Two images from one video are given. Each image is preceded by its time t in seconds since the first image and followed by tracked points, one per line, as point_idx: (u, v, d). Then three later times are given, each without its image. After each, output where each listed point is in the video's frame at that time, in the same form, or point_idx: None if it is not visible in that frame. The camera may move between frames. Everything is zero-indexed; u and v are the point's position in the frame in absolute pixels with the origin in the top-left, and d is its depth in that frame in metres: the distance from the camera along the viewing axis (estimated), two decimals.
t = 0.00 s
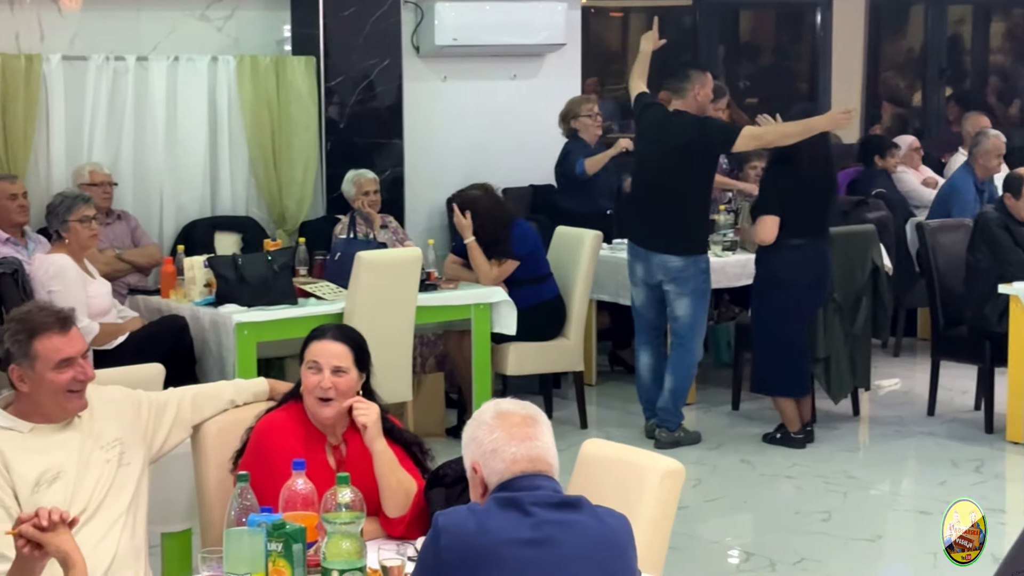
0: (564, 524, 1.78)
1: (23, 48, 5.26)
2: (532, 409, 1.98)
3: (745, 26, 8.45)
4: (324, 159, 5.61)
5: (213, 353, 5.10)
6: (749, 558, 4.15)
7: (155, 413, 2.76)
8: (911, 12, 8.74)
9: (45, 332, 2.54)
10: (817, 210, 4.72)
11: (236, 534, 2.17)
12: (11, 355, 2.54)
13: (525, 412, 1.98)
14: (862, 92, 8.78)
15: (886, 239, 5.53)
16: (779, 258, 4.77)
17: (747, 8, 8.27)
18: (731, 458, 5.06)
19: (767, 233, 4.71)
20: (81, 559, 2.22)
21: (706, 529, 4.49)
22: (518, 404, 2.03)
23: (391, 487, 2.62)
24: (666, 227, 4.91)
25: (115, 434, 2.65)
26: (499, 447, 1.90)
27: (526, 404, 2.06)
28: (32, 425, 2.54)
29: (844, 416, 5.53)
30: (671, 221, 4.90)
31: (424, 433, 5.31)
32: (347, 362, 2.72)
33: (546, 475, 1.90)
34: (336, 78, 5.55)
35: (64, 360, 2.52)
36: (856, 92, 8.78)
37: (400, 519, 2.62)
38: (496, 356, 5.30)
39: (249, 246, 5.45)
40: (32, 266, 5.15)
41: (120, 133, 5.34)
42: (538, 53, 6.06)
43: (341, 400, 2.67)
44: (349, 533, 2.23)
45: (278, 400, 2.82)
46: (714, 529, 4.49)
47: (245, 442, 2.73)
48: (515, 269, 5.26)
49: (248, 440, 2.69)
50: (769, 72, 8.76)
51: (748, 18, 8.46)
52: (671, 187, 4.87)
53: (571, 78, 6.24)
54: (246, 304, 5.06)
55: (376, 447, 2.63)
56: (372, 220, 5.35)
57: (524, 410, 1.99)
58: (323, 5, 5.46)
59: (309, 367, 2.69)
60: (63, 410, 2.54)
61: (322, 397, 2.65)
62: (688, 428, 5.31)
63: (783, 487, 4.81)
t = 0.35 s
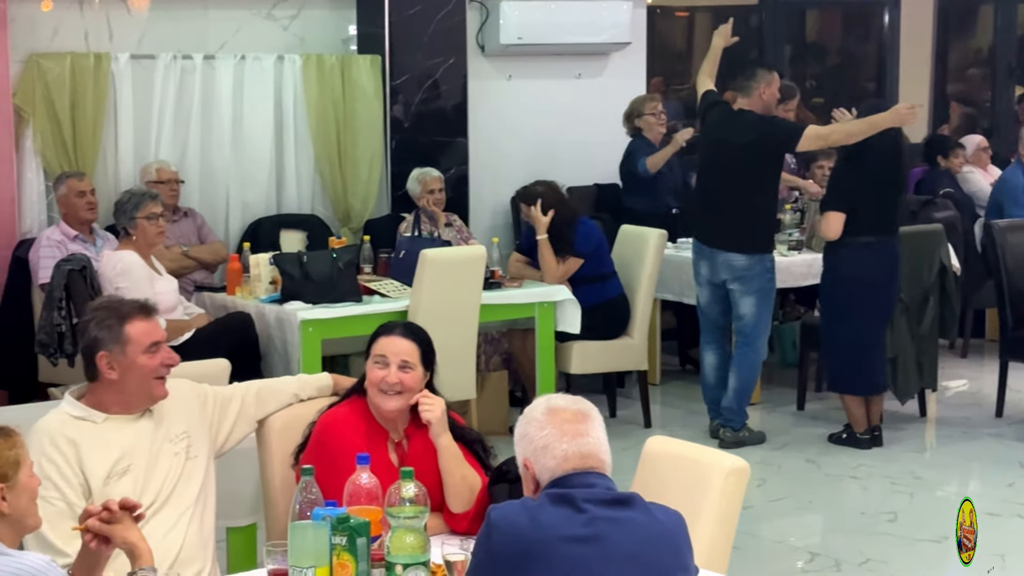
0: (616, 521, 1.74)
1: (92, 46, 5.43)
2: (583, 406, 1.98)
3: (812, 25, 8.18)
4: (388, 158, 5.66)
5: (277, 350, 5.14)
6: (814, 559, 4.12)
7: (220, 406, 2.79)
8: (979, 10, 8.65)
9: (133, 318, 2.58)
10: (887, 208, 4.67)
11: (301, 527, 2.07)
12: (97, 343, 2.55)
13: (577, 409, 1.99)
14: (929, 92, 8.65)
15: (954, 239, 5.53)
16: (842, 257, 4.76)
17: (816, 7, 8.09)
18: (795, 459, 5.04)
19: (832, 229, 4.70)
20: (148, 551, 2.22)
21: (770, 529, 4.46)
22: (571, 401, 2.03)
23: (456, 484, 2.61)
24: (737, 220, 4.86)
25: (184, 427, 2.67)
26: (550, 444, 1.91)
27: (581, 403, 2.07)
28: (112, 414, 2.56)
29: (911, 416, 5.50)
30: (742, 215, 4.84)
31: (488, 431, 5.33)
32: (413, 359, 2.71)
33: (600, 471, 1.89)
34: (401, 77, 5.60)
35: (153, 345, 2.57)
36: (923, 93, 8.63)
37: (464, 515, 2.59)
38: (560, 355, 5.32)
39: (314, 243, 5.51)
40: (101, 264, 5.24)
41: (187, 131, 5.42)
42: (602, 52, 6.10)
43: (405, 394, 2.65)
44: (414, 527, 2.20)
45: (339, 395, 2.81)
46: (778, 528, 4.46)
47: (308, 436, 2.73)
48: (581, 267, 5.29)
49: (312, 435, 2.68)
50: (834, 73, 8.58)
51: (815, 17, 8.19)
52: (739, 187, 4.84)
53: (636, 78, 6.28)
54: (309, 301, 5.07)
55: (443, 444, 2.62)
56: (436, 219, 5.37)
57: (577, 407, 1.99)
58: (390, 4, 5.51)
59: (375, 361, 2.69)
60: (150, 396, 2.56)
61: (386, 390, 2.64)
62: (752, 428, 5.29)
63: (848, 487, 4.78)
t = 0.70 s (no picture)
0: (683, 519, 1.76)
1: (165, 45, 5.58)
2: (650, 402, 1.97)
3: (885, 25, 7.86)
4: (459, 157, 5.84)
5: (348, 347, 5.18)
6: (887, 560, 4.10)
7: (304, 406, 2.85)
8: None
9: (248, 313, 2.61)
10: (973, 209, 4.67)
11: (375, 522, 2.16)
12: (212, 337, 2.57)
13: (643, 404, 1.98)
14: (1005, 92, 8.52)
15: None
16: (928, 258, 4.76)
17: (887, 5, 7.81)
18: (867, 460, 5.02)
19: (920, 231, 4.69)
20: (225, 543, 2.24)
21: (842, 529, 4.45)
22: (640, 396, 2.03)
23: (526, 481, 2.65)
24: (808, 208, 4.85)
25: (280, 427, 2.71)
26: (617, 441, 1.91)
27: (648, 398, 2.06)
28: (223, 408, 2.59)
29: (985, 418, 5.48)
30: (809, 203, 4.85)
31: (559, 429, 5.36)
32: (483, 354, 2.75)
33: (666, 470, 1.89)
34: (473, 76, 5.77)
35: (267, 341, 2.59)
36: (999, 91, 8.50)
37: (535, 512, 2.63)
38: (631, 354, 5.37)
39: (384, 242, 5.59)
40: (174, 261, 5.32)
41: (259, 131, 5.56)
42: (674, 52, 6.29)
43: (476, 391, 2.70)
44: (484, 525, 2.23)
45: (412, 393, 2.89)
46: (850, 529, 4.44)
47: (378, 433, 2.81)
48: (651, 267, 5.32)
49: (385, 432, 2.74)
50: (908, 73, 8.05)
51: (887, 16, 7.88)
52: (800, 181, 4.87)
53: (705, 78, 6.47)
54: (381, 300, 5.11)
55: (513, 442, 2.66)
56: (507, 218, 5.45)
57: (643, 403, 1.99)
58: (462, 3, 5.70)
59: (446, 357, 2.74)
60: (260, 392, 2.59)
61: (457, 387, 2.69)
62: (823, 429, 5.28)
63: (920, 488, 4.76)
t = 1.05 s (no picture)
0: (750, 519, 1.77)
1: (234, 45, 5.75)
2: (715, 401, 1.97)
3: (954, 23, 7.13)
4: (525, 156, 5.97)
5: (414, 345, 5.21)
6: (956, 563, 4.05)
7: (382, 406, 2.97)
8: None
9: (362, 309, 2.67)
10: None
11: (443, 521, 2.18)
12: (329, 335, 2.63)
13: (708, 403, 1.97)
14: None
15: None
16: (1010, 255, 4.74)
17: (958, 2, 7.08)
18: (935, 462, 4.99)
19: (1006, 231, 4.66)
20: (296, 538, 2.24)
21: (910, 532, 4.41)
22: (704, 394, 2.02)
23: (593, 480, 2.71)
24: (864, 205, 4.88)
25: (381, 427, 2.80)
26: (682, 441, 1.91)
27: (711, 394, 2.05)
28: (343, 404, 2.66)
29: None
30: (866, 201, 4.88)
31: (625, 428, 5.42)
32: (547, 352, 2.86)
33: (732, 470, 1.88)
34: (538, 75, 5.91)
35: (382, 336, 2.65)
36: None
37: (603, 511, 2.70)
38: (697, 354, 5.43)
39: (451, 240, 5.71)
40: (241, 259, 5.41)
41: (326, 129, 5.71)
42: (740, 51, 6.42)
43: (542, 387, 2.81)
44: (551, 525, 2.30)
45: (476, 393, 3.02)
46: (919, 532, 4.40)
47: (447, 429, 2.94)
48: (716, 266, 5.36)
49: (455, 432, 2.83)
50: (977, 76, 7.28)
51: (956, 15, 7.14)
52: (851, 174, 4.92)
53: (772, 77, 6.57)
54: (448, 298, 5.17)
55: (579, 439, 2.72)
56: (572, 217, 5.52)
57: (707, 401, 1.97)
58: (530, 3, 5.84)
59: (510, 358, 2.85)
60: (378, 386, 2.67)
61: (523, 385, 2.80)
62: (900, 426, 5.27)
63: (989, 489, 4.72)
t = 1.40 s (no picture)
0: (808, 518, 1.79)
1: (294, 43, 5.89)
2: (769, 401, 1.99)
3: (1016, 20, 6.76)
4: (584, 155, 6.06)
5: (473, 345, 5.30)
6: (1018, 564, 3.99)
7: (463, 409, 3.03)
8: None
9: (456, 314, 2.70)
10: None
11: (502, 517, 2.21)
12: (421, 338, 2.66)
13: (764, 402, 2.00)
14: None
15: None
16: None
17: None
18: (997, 463, 4.94)
19: None
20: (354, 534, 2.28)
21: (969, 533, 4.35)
22: (759, 395, 2.04)
23: (652, 478, 2.77)
24: (925, 204, 4.85)
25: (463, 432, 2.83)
26: (736, 441, 1.94)
27: (767, 394, 2.08)
28: (429, 406, 2.69)
29: None
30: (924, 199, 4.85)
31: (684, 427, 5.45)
32: (603, 349, 2.93)
33: (788, 469, 1.91)
34: (598, 74, 6.00)
35: (473, 342, 2.68)
36: None
37: (661, 509, 2.76)
38: (756, 354, 5.46)
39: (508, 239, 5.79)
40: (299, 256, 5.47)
41: (385, 129, 5.83)
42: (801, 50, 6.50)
43: (599, 385, 2.88)
44: (611, 522, 2.30)
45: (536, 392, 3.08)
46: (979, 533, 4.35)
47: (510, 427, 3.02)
48: (775, 264, 5.36)
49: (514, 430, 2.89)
50: None
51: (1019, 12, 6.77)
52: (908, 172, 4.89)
53: (834, 75, 6.62)
54: (506, 296, 5.20)
55: (639, 436, 2.80)
56: (631, 216, 5.58)
57: (763, 401, 2.00)
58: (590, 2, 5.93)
59: (567, 357, 2.92)
60: (465, 391, 2.69)
61: (581, 385, 2.88)
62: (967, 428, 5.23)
63: None
